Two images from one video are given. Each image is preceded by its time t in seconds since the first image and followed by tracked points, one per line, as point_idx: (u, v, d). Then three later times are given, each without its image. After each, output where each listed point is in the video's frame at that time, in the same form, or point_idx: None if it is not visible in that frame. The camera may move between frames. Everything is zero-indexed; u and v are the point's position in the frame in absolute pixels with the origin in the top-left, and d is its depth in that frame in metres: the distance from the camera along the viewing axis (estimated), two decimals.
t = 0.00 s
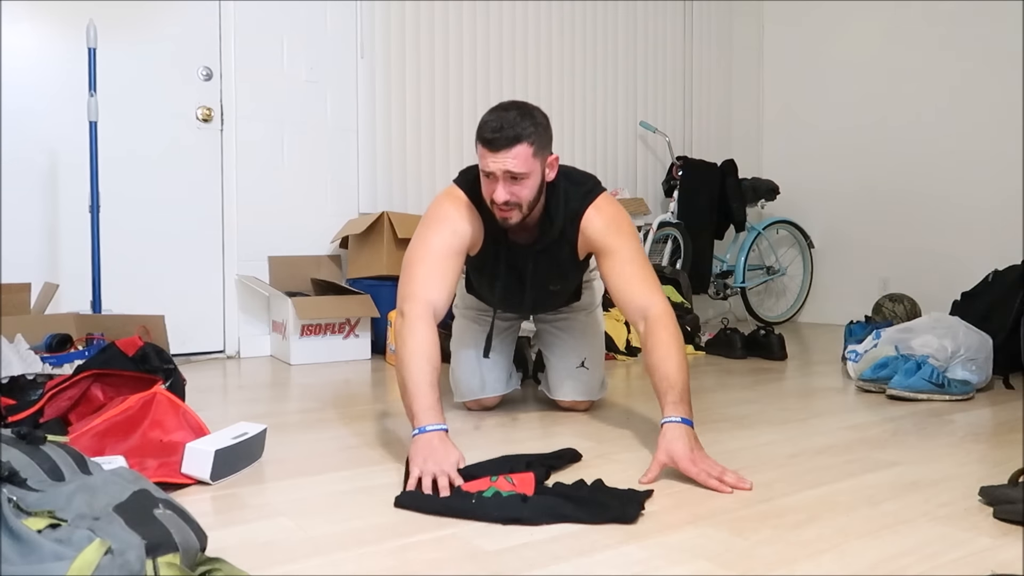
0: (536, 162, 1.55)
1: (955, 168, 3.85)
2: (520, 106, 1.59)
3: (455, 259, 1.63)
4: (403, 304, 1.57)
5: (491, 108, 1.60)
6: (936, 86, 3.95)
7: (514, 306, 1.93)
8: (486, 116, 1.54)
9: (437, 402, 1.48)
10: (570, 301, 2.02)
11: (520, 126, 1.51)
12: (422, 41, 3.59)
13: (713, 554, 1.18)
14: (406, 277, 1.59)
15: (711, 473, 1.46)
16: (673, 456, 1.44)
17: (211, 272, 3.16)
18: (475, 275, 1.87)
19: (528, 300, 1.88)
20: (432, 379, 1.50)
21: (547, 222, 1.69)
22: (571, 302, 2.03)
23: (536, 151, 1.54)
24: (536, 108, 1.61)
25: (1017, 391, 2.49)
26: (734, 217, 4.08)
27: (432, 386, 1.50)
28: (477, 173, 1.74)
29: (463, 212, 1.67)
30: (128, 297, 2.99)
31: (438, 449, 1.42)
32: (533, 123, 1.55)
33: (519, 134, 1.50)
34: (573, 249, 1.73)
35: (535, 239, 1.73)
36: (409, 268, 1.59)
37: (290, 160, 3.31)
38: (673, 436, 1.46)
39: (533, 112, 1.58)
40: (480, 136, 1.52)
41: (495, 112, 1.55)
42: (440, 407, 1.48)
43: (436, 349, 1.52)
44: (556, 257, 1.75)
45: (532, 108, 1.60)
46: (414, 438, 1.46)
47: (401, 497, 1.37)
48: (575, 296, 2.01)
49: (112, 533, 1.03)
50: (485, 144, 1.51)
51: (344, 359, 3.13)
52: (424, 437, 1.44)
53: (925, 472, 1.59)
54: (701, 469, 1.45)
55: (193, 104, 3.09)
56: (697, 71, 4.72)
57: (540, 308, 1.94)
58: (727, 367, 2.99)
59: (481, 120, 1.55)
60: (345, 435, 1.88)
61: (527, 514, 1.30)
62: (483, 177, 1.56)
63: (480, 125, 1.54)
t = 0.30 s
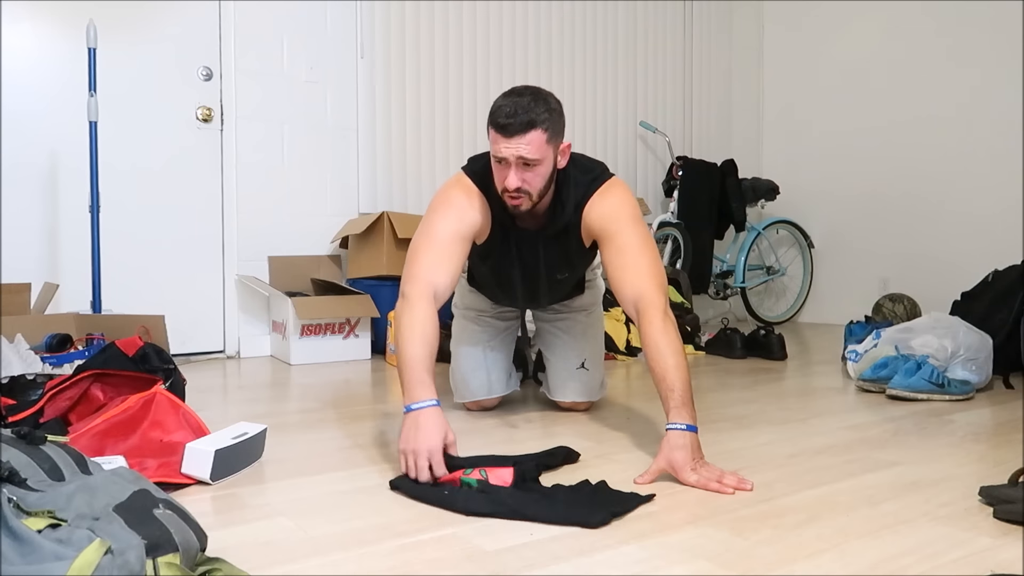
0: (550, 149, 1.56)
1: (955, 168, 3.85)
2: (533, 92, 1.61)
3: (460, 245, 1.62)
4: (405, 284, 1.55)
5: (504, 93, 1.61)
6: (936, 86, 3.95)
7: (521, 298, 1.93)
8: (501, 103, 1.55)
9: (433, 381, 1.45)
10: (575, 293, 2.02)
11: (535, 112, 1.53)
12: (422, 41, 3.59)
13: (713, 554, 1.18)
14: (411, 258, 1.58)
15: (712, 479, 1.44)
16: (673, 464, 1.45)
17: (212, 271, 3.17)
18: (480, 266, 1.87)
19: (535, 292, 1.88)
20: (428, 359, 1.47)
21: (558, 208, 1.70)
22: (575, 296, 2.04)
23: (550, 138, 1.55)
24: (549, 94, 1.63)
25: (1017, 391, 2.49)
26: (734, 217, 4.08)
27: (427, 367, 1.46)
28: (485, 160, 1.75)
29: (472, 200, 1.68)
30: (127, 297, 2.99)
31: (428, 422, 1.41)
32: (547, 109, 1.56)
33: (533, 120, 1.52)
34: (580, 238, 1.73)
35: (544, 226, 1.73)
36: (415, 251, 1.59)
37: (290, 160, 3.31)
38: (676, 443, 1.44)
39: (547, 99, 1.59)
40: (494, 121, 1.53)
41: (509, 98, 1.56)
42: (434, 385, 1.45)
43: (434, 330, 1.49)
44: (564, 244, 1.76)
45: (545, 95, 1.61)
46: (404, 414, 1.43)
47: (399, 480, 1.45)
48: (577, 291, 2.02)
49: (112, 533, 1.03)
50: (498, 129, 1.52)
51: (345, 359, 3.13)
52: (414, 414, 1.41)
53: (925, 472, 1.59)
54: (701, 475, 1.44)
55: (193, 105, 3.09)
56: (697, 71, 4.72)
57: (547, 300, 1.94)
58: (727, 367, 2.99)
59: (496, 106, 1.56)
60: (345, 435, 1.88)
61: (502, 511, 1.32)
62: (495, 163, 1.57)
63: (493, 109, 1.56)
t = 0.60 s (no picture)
0: (569, 135, 1.59)
1: (956, 168, 3.85)
2: (553, 78, 1.63)
3: (440, 226, 1.61)
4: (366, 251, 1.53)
5: (521, 78, 1.63)
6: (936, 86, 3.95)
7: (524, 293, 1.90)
8: (522, 87, 1.57)
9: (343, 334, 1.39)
10: (578, 291, 2.02)
11: (557, 96, 1.56)
12: (421, 41, 3.59)
13: (713, 554, 1.18)
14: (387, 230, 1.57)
15: (713, 481, 1.44)
16: (673, 464, 1.45)
17: (212, 271, 3.17)
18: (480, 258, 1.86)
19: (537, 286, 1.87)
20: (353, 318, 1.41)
21: (570, 198, 1.70)
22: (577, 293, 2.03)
23: (569, 124, 1.58)
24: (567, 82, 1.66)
25: (1017, 391, 2.49)
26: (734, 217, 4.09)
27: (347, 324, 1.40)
28: (497, 151, 1.76)
29: (478, 186, 1.70)
30: (127, 298, 2.99)
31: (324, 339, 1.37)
32: (567, 95, 1.59)
33: (555, 103, 1.55)
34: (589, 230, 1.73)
35: (555, 216, 1.73)
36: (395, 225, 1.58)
37: (290, 160, 3.31)
38: (677, 443, 1.45)
39: (566, 84, 1.62)
40: (515, 104, 1.55)
41: (528, 82, 1.59)
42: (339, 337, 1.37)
43: (372, 296, 1.45)
44: (573, 235, 1.75)
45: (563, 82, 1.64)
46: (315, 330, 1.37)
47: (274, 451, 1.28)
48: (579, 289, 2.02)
49: (112, 534, 1.03)
50: (520, 112, 1.55)
51: (345, 359, 3.13)
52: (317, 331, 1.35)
53: (925, 472, 1.59)
54: (700, 474, 1.44)
55: (193, 104, 3.09)
56: (697, 71, 4.72)
57: (550, 295, 1.92)
58: (727, 367, 2.99)
59: (516, 90, 1.58)
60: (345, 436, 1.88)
61: (316, 438, 1.24)
62: (513, 147, 1.59)
63: (513, 93, 1.58)
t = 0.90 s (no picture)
0: (573, 132, 1.58)
1: (956, 167, 3.84)
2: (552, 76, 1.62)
3: (437, 234, 1.65)
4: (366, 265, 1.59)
5: (520, 77, 1.62)
6: (936, 86, 3.95)
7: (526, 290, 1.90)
8: (522, 87, 1.56)
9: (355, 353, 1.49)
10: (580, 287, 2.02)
11: (558, 94, 1.55)
12: (421, 41, 3.59)
13: (713, 554, 1.18)
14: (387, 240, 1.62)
15: (713, 480, 1.44)
16: (673, 465, 1.45)
17: (211, 271, 3.16)
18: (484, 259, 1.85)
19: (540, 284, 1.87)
20: (364, 333, 1.51)
21: (572, 196, 1.68)
22: (578, 292, 2.03)
23: (572, 121, 1.57)
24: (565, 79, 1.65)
25: (1017, 391, 2.49)
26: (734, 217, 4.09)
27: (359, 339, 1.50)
28: (495, 150, 1.74)
29: (476, 189, 1.70)
30: (126, 298, 2.99)
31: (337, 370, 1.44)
32: (568, 92, 1.58)
33: (557, 101, 1.54)
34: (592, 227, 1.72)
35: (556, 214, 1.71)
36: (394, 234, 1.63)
37: (290, 160, 3.31)
38: (677, 444, 1.45)
39: (566, 81, 1.61)
40: (517, 104, 1.54)
41: (529, 80, 1.58)
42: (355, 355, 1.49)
43: (375, 310, 1.53)
44: (575, 233, 1.74)
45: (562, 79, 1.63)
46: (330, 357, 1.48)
47: None
48: (580, 288, 2.02)
49: (112, 533, 1.03)
50: (522, 111, 1.54)
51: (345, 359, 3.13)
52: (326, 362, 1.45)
53: (925, 472, 1.59)
54: (699, 474, 1.44)
55: (193, 104, 3.09)
56: (697, 71, 4.72)
57: (553, 292, 1.92)
58: (726, 367, 2.99)
59: (517, 90, 1.57)
60: (345, 436, 1.88)
61: None
62: (516, 148, 1.58)
63: (514, 92, 1.56)
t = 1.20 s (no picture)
0: (571, 135, 1.57)
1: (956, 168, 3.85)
2: (545, 79, 1.60)
3: (451, 251, 1.60)
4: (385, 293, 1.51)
5: (514, 81, 1.60)
6: (936, 86, 3.95)
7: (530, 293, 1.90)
8: (518, 92, 1.55)
9: (398, 393, 1.42)
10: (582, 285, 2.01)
11: (555, 98, 1.53)
12: (421, 40, 3.58)
13: (713, 554, 1.18)
14: (401, 263, 1.55)
15: (713, 480, 1.44)
16: (673, 465, 1.46)
17: (211, 271, 3.16)
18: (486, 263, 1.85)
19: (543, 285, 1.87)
20: (401, 373, 1.44)
21: (573, 197, 1.68)
22: (580, 292, 2.03)
23: (571, 124, 1.56)
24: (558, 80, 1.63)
25: (1017, 390, 2.49)
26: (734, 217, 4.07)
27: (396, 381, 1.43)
28: (490, 156, 1.72)
29: (478, 200, 1.67)
30: (126, 298, 2.99)
31: (386, 432, 1.36)
32: (564, 94, 1.57)
33: (555, 105, 1.53)
34: (592, 225, 1.72)
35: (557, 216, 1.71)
36: (406, 255, 1.55)
37: (290, 160, 3.31)
38: (677, 444, 1.46)
39: (560, 83, 1.60)
40: (514, 110, 1.53)
41: (524, 85, 1.56)
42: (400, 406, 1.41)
43: (409, 341, 1.46)
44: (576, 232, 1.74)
45: (555, 80, 1.61)
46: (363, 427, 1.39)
47: None
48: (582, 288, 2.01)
49: (112, 533, 1.03)
50: (520, 118, 1.52)
51: (345, 359, 3.13)
52: (375, 425, 1.37)
53: (925, 472, 1.59)
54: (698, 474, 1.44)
55: (193, 104, 3.09)
56: (697, 71, 4.72)
57: (557, 292, 1.93)
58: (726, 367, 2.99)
59: (513, 96, 1.55)
60: (345, 435, 1.88)
61: None
62: (516, 155, 1.56)
63: (511, 98, 1.55)
